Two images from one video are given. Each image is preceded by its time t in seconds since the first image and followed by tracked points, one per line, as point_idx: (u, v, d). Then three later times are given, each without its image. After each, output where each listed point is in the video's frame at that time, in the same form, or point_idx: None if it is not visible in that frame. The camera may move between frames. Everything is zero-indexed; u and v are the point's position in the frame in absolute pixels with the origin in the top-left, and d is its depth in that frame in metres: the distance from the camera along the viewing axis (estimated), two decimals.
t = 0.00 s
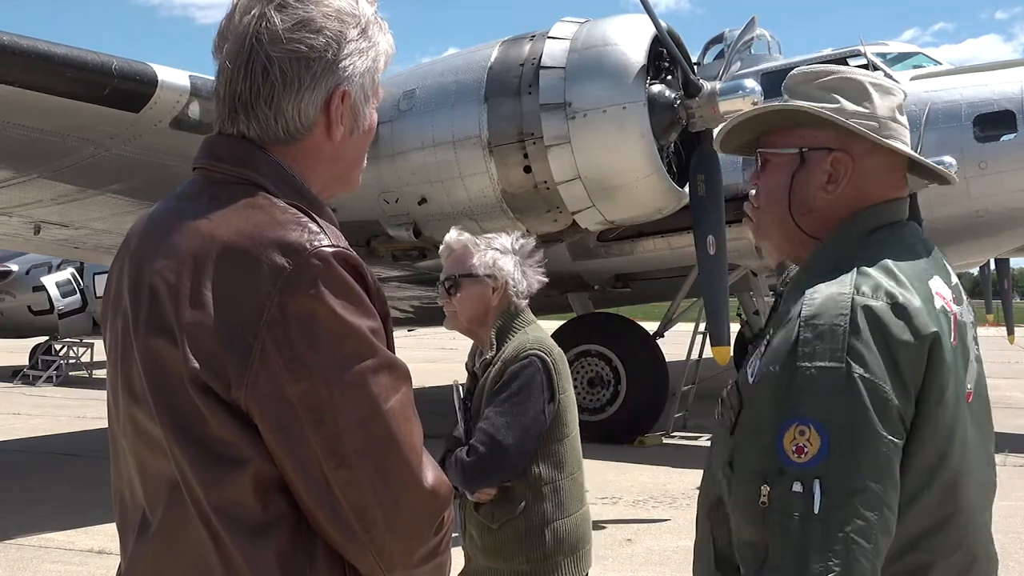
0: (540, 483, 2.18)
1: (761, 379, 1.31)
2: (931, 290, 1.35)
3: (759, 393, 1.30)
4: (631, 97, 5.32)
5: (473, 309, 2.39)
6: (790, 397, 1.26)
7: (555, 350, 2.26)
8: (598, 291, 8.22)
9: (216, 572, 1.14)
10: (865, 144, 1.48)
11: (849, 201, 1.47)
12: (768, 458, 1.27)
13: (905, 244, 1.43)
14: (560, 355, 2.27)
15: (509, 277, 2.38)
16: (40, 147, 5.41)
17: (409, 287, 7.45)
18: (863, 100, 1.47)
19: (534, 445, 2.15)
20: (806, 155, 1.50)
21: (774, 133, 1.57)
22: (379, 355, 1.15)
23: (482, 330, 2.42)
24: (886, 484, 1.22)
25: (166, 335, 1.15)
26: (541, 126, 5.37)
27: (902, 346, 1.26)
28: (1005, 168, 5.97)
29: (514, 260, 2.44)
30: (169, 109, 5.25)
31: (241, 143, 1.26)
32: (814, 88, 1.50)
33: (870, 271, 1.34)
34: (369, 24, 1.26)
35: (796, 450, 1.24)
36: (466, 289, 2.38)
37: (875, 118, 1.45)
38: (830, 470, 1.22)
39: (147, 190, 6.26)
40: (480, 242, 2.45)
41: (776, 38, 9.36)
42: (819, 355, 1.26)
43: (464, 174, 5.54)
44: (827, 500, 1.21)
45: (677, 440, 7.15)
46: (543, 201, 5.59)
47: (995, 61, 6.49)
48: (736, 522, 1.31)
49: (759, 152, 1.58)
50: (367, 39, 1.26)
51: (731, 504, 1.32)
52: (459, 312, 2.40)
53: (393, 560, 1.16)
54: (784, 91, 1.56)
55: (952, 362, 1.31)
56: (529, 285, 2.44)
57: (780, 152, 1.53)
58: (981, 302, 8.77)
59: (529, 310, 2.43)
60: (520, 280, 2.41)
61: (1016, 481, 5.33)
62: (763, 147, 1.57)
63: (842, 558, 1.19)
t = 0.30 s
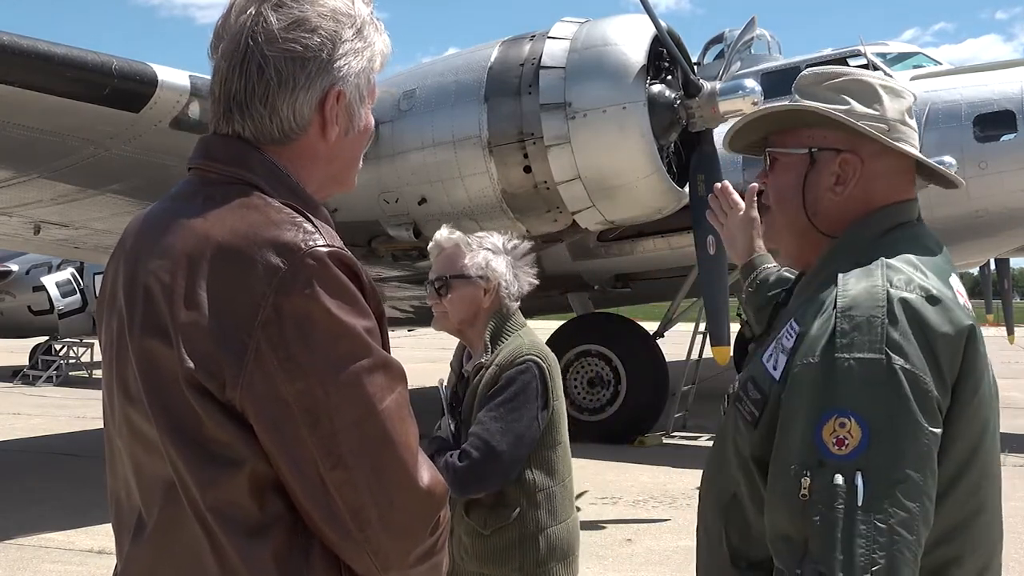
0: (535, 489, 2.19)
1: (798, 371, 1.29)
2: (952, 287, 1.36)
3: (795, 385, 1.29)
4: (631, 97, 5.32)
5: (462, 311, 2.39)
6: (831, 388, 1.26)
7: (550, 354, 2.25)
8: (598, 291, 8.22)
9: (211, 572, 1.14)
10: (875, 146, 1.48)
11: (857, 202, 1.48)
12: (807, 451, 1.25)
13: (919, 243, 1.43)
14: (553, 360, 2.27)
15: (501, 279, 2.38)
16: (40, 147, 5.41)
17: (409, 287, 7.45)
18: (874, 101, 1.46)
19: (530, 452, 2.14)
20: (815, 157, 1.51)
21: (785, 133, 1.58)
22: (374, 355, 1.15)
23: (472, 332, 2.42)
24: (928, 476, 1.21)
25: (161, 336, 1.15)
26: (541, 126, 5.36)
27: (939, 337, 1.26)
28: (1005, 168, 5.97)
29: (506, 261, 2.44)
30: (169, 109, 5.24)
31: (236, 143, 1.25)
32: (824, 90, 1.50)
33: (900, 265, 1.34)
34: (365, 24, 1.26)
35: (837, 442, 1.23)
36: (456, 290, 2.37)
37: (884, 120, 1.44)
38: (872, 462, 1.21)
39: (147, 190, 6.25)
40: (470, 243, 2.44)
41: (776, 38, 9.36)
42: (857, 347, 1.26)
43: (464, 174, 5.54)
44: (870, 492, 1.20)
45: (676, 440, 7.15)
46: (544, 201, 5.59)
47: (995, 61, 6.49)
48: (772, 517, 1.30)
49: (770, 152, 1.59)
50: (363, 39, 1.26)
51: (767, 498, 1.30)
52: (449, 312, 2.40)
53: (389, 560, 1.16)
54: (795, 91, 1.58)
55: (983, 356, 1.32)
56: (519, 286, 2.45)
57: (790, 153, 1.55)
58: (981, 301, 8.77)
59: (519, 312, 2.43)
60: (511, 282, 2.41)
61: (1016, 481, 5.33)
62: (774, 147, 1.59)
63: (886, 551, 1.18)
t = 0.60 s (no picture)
0: (516, 485, 2.20)
1: (804, 383, 1.29)
2: (957, 294, 1.35)
3: (802, 398, 1.28)
4: (631, 97, 5.32)
5: (429, 312, 2.36)
6: (838, 399, 1.25)
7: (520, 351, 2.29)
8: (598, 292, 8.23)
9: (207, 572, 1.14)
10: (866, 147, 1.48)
11: (850, 204, 1.48)
12: (815, 463, 1.24)
13: (924, 246, 1.43)
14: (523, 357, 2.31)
15: (465, 280, 2.39)
16: (40, 147, 5.41)
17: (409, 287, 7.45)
18: (863, 104, 1.47)
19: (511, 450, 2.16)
20: (807, 161, 1.52)
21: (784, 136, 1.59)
22: (370, 355, 1.15)
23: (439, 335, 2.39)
24: (937, 488, 1.20)
25: (157, 337, 1.14)
26: (541, 126, 5.36)
27: (944, 348, 1.26)
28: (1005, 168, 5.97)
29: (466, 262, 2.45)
30: (169, 108, 5.23)
31: (231, 142, 1.26)
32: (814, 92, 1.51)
33: (905, 274, 1.34)
34: (361, 24, 1.27)
35: (846, 456, 1.23)
36: (422, 293, 2.35)
37: (871, 123, 1.44)
38: (881, 475, 1.20)
39: (147, 190, 6.25)
40: (429, 245, 2.44)
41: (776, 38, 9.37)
42: (864, 359, 1.25)
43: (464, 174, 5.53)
44: (880, 505, 1.19)
45: (676, 440, 7.15)
46: (544, 201, 5.59)
47: (995, 61, 6.49)
48: (779, 529, 1.29)
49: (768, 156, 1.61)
50: (358, 39, 1.26)
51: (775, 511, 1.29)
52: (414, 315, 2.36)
53: (386, 561, 1.16)
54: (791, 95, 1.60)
55: (988, 363, 1.32)
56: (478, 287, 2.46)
57: (784, 158, 1.56)
58: (981, 302, 8.77)
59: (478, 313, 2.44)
60: (472, 283, 2.42)
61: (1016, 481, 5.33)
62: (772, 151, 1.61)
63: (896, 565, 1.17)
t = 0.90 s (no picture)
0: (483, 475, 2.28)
1: (791, 380, 1.30)
2: (957, 295, 1.35)
3: (788, 393, 1.30)
4: (631, 97, 5.32)
5: (398, 308, 2.36)
6: (822, 398, 1.26)
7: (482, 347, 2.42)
8: (598, 292, 8.23)
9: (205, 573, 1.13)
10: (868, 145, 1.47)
11: (851, 203, 1.48)
12: (796, 460, 1.26)
13: (927, 249, 1.43)
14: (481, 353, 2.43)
15: (431, 276, 2.43)
16: (40, 147, 5.41)
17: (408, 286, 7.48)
18: (865, 103, 1.47)
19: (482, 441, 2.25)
20: (810, 160, 1.52)
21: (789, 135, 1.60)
22: (365, 354, 1.15)
23: (398, 331, 2.39)
24: (916, 491, 1.21)
25: (151, 335, 1.15)
26: (541, 126, 5.37)
27: (936, 353, 1.26)
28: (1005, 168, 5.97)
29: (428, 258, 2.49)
30: (169, 108, 5.23)
31: (224, 139, 1.27)
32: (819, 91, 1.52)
33: (903, 275, 1.34)
34: (355, 25, 1.27)
35: (825, 454, 1.24)
36: (393, 287, 2.35)
37: (872, 122, 1.45)
38: (860, 475, 1.21)
39: (147, 190, 6.25)
40: (396, 239, 2.45)
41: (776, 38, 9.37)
42: (852, 359, 1.26)
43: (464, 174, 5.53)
44: (854, 504, 1.20)
45: (677, 440, 7.15)
46: (543, 201, 5.59)
47: (995, 61, 6.49)
48: (761, 524, 1.30)
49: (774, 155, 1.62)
50: (352, 39, 1.26)
51: (755, 505, 1.31)
52: (383, 309, 2.35)
53: (381, 560, 1.16)
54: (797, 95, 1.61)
55: (983, 369, 1.31)
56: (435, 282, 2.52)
57: (788, 158, 1.57)
58: (981, 302, 8.77)
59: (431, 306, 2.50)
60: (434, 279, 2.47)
61: (1016, 481, 5.33)
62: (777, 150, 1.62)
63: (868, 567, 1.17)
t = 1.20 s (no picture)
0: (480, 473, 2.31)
1: (819, 374, 1.30)
2: (970, 289, 1.41)
3: (817, 386, 1.30)
4: (631, 97, 5.32)
5: (403, 307, 2.36)
6: (852, 391, 1.27)
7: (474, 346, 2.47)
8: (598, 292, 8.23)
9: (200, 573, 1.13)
10: (914, 151, 1.58)
11: (905, 204, 1.55)
12: (824, 453, 1.26)
13: (931, 238, 1.51)
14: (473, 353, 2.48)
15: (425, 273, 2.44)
16: (40, 147, 5.41)
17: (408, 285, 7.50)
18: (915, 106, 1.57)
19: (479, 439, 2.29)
20: (869, 157, 1.57)
21: (828, 131, 1.63)
22: (359, 354, 1.15)
23: (395, 330, 2.37)
24: (944, 483, 1.22)
25: (147, 334, 1.15)
26: (541, 126, 5.37)
27: (962, 346, 1.29)
28: (1005, 168, 5.97)
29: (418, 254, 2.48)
30: (169, 108, 5.23)
31: (222, 140, 1.27)
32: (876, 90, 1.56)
33: (922, 272, 1.37)
34: (355, 27, 1.27)
35: (855, 446, 1.24)
36: (399, 287, 2.34)
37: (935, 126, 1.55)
38: (890, 467, 1.22)
39: (147, 190, 6.25)
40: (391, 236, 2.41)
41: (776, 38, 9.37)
42: (881, 352, 1.27)
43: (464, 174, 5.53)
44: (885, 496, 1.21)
45: (677, 440, 7.15)
46: (543, 201, 5.59)
47: (995, 61, 6.48)
48: (787, 518, 1.30)
49: (814, 148, 1.62)
50: (351, 41, 1.26)
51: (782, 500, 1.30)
52: (390, 310, 2.34)
53: (377, 560, 1.16)
54: (826, 90, 1.64)
55: (999, 367, 1.35)
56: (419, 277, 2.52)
57: (841, 153, 1.59)
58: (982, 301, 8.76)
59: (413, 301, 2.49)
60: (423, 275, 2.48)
61: (1017, 481, 5.32)
62: (816, 144, 1.63)
63: (899, 557, 1.18)
